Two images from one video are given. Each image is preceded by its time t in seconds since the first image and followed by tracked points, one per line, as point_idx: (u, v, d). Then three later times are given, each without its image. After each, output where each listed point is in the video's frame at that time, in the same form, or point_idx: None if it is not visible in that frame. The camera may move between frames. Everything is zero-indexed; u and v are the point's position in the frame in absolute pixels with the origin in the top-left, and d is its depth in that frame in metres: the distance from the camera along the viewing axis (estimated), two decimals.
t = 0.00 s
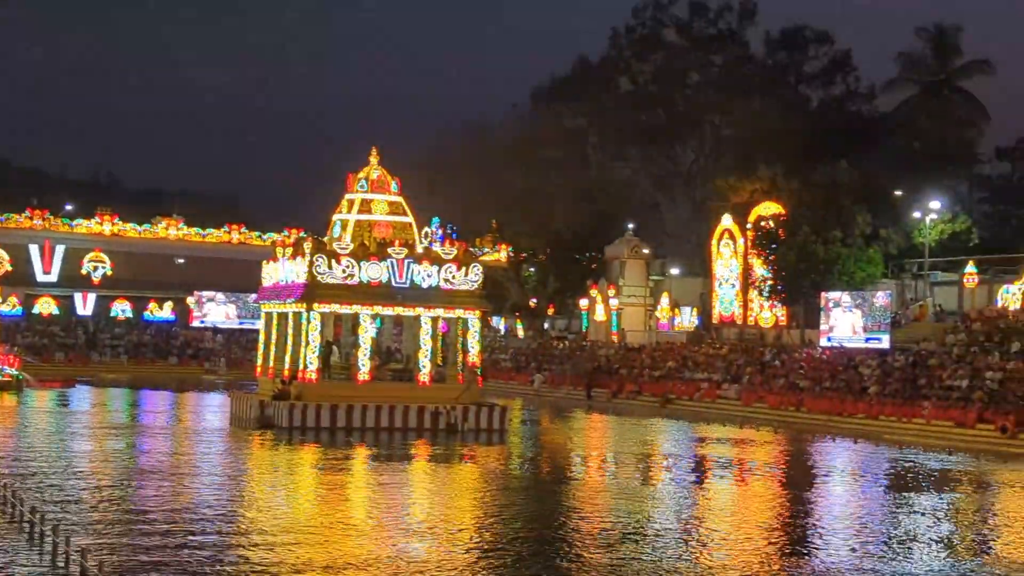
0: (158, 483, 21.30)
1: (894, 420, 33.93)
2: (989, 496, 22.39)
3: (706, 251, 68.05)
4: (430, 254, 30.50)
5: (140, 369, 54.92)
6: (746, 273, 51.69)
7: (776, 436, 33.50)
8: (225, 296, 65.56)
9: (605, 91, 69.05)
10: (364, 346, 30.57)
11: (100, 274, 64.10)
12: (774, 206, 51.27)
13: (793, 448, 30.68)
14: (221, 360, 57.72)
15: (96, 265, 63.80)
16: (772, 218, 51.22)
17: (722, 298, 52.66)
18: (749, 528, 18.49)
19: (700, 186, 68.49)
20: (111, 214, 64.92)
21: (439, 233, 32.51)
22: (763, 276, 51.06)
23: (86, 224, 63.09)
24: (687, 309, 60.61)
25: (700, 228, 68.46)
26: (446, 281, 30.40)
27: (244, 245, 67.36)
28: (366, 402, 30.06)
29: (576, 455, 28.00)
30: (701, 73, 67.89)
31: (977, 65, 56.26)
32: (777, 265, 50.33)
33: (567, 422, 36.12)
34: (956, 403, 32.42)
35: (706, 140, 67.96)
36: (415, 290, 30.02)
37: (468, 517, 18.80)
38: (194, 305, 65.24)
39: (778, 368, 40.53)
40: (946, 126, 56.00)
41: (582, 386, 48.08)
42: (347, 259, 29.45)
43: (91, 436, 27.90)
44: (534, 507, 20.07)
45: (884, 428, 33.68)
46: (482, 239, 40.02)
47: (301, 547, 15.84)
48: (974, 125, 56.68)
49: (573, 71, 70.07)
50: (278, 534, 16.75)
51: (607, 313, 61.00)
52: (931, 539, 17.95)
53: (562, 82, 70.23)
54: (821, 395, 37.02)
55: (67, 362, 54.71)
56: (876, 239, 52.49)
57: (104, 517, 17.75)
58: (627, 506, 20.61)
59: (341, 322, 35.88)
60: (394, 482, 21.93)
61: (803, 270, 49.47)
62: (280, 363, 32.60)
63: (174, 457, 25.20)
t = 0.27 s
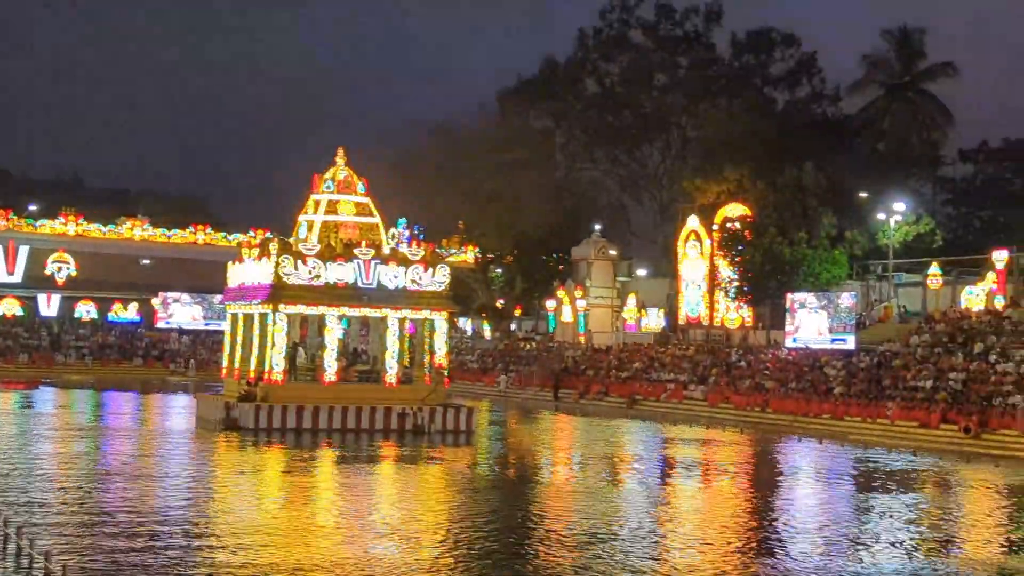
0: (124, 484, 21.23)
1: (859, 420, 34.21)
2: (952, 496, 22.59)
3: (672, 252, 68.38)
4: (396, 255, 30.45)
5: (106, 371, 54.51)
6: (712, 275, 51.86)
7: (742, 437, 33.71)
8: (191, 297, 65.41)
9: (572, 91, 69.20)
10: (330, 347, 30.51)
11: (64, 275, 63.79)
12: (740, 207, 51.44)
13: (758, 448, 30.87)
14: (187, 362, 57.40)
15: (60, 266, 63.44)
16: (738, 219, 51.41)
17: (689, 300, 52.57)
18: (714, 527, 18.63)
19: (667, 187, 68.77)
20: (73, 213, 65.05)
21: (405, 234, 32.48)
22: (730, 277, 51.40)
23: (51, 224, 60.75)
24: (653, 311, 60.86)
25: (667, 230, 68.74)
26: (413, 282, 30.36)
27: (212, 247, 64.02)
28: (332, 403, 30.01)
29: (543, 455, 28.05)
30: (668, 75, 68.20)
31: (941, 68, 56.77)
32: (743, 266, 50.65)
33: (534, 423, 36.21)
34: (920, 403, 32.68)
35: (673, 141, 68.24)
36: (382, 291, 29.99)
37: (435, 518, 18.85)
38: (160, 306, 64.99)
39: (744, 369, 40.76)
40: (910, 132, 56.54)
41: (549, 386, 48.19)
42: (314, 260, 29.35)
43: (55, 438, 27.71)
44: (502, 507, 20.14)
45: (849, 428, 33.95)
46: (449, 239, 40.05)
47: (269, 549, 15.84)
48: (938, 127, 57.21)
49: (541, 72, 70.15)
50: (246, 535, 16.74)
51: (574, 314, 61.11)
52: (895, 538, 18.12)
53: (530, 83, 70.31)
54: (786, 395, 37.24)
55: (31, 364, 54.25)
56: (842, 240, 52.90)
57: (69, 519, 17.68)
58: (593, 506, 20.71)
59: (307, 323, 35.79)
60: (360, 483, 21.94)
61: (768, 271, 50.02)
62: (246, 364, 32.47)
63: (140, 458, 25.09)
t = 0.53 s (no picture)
0: (79, 494, 21.01)
1: (817, 430, 34.41)
2: (910, 506, 22.73)
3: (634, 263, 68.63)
4: (357, 264, 30.34)
5: (63, 380, 53.99)
6: (673, 284, 52.12)
7: (703, 447, 33.84)
8: (150, 305, 65.00)
9: (535, 102, 69.37)
10: (290, 357, 30.36)
11: (22, 283, 63.39)
12: (701, 217, 51.96)
13: (719, 459, 30.94)
14: (146, 371, 56.94)
15: (17, 274, 62.19)
16: (698, 230, 51.91)
17: (649, 310, 52.93)
18: (674, 537, 18.67)
19: (629, 198, 69.01)
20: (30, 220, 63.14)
21: (367, 244, 32.38)
22: (690, 287, 51.51)
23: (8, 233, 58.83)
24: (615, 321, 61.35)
25: (628, 240, 68.95)
26: (374, 291, 30.25)
27: (170, 254, 63.94)
28: (293, 413, 29.83)
29: (503, 466, 27.99)
30: (630, 86, 68.52)
31: (899, 81, 57.38)
32: (703, 277, 50.91)
33: (495, 433, 36.19)
34: (878, 413, 32.82)
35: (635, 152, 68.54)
36: (342, 300, 29.87)
37: (395, 528, 18.78)
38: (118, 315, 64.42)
39: (704, 380, 40.89)
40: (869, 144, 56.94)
41: (511, 396, 48.16)
42: (274, 269, 29.19)
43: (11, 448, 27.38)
44: (461, 518, 20.10)
45: (808, 438, 34.15)
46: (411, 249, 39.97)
47: (227, 559, 15.74)
48: (896, 139, 57.80)
49: (503, 82, 70.29)
50: (203, 545, 16.61)
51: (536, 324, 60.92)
52: (852, 548, 18.22)
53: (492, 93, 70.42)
54: (746, 406, 37.35)
55: None
56: (802, 251, 53.28)
57: (23, 530, 17.48)
58: (552, 516, 20.70)
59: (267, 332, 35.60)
60: (319, 493, 21.82)
61: (730, 282, 50.31)
62: (205, 373, 32.23)
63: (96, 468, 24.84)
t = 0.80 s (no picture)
0: (36, 510, 20.73)
1: (779, 448, 34.56)
2: (870, 525, 22.83)
3: (597, 280, 68.80)
4: (319, 280, 30.23)
5: (20, 395, 53.33)
6: (636, 303, 52.07)
7: (665, 464, 33.88)
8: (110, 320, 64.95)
9: (499, 119, 69.47)
10: (252, 372, 30.21)
11: None
12: (665, 237, 51.92)
13: (681, 477, 30.93)
14: (105, 386, 56.37)
15: None
16: (662, 247, 51.89)
17: (613, 328, 53.08)
18: (636, 554, 18.63)
19: (593, 216, 69.20)
20: None
21: (329, 260, 32.22)
22: (654, 305, 51.57)
23: None
24: (577, 338, 60.87)
25: (592, 258, 69.08)
26: (336, 307, 30.12)
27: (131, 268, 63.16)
28: (254, 429, 29.63)
29: (465, 483, 27.91)
30: (593, 104, 68.77)
31: (860, 103, 57.90)
32: (666, 294, 51.07)
33: (457, 450, 36.09)
34: (839, 432, 33.07)
35: (599, 170, 68.74)
36: (304, 316, 29.70)
37: (356, 545, 18.64)
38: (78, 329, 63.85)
39: (666, 398, 40.97)
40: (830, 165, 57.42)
41: (474, 413, 48.09)
42: (236, 284, 29.00)
43: None
44: (422, 535, 19.99)
45: (769, 456, 34.28)
46: (373, 265, 39.83)
47: None
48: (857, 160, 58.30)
49: (467, 99, 70.35)
50: (162, 562, 16.41)
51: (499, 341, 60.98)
52: (812, 566, 18.24)
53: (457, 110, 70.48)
54: (708, 423, 37.49)
55: None
56: (764, 270, 53.60)
57: None
58: (514, 533, 20.62)
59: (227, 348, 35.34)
60: (279, 509, 21.64)
61: (692, 300, 50.48)
62: (165, 389, 31.94)
63: (54, 483, 24.53)
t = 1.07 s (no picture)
0: None
1: (745, 464, 34.67)
2: (835, 541, 22.86)
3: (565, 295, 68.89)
4: (287, 293, 30.04)
5: None
6: (604, 316, 52.64)
7: (632, 479, 33.91)
8: (75, 331, 64.30)
9: (468, 133, 69.49)
10: (218, 385, 29.99)
11: None
12: (632, 251, 52.46)
13: (647, 491, 30.91)
14: (69, 398, 55.89)
15: None
16: (630, 262, 52.27)
17: (581, 342, 53.81)
18: (602, 569, 18.62)
19: (561, 231, 69.29)
20: None
21: (297, 272, 32.07)
22: (621, 318, 51.91)
23: None
24: (545, 352, 61.04)
25: (559, 273, 69.10)
26: (303, 320, 30.00)
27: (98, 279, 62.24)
28: (219, 442, 29.38)
29: (431, 497, 27.78)
30: (562, 119, 68.93)
31: (827, 120, 58.31)
32: (634, 309, 51.17)
33: (424, 464, 35.98)
34: (805, 448, 33.21)
35: (567, 185, 68.81)
36: (271, 329, 29.55)
37: (322, 559, 18.53)
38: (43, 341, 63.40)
39: (633, 413, 41.00)
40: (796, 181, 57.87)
41: (440, 427, 47.97)
42: (203, 296, 28.86)
43: None
44: (388, 549, 19.89)
45: (735, 471, 34.37)
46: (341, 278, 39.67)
47: None
48: (824, 178, 58.66)
49: (437, 112, 70.35)
50: None
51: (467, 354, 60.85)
52: None
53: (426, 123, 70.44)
54: (674, 439, 37.50)
55: None
56: (731, 286, 53.80)
57: None
58: (481, 548, 20.56)
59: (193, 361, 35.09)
60: (245, 523, 21.48)
61: (660, 315, 50.59)
62: (130, 402, 31.68)
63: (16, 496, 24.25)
